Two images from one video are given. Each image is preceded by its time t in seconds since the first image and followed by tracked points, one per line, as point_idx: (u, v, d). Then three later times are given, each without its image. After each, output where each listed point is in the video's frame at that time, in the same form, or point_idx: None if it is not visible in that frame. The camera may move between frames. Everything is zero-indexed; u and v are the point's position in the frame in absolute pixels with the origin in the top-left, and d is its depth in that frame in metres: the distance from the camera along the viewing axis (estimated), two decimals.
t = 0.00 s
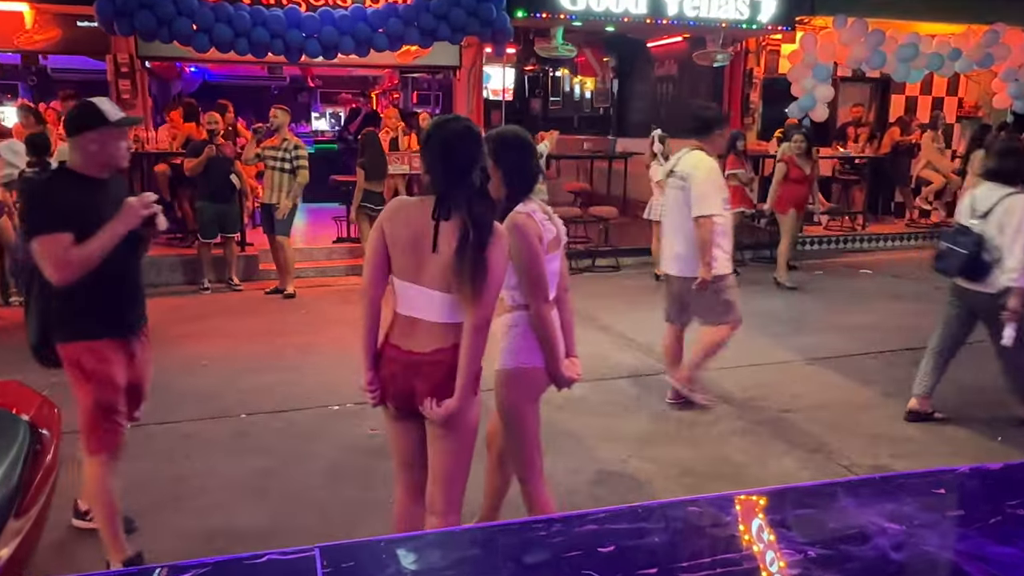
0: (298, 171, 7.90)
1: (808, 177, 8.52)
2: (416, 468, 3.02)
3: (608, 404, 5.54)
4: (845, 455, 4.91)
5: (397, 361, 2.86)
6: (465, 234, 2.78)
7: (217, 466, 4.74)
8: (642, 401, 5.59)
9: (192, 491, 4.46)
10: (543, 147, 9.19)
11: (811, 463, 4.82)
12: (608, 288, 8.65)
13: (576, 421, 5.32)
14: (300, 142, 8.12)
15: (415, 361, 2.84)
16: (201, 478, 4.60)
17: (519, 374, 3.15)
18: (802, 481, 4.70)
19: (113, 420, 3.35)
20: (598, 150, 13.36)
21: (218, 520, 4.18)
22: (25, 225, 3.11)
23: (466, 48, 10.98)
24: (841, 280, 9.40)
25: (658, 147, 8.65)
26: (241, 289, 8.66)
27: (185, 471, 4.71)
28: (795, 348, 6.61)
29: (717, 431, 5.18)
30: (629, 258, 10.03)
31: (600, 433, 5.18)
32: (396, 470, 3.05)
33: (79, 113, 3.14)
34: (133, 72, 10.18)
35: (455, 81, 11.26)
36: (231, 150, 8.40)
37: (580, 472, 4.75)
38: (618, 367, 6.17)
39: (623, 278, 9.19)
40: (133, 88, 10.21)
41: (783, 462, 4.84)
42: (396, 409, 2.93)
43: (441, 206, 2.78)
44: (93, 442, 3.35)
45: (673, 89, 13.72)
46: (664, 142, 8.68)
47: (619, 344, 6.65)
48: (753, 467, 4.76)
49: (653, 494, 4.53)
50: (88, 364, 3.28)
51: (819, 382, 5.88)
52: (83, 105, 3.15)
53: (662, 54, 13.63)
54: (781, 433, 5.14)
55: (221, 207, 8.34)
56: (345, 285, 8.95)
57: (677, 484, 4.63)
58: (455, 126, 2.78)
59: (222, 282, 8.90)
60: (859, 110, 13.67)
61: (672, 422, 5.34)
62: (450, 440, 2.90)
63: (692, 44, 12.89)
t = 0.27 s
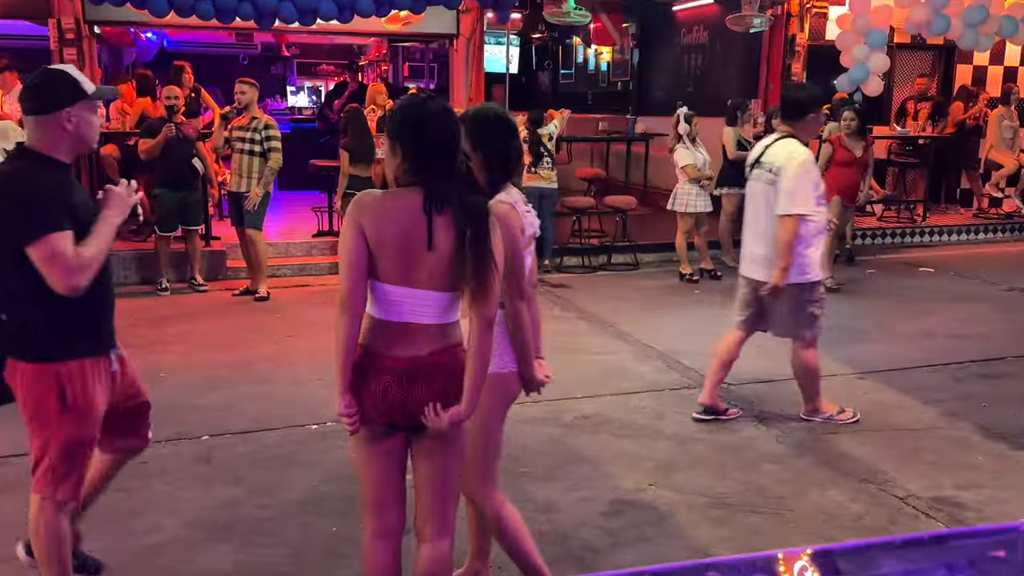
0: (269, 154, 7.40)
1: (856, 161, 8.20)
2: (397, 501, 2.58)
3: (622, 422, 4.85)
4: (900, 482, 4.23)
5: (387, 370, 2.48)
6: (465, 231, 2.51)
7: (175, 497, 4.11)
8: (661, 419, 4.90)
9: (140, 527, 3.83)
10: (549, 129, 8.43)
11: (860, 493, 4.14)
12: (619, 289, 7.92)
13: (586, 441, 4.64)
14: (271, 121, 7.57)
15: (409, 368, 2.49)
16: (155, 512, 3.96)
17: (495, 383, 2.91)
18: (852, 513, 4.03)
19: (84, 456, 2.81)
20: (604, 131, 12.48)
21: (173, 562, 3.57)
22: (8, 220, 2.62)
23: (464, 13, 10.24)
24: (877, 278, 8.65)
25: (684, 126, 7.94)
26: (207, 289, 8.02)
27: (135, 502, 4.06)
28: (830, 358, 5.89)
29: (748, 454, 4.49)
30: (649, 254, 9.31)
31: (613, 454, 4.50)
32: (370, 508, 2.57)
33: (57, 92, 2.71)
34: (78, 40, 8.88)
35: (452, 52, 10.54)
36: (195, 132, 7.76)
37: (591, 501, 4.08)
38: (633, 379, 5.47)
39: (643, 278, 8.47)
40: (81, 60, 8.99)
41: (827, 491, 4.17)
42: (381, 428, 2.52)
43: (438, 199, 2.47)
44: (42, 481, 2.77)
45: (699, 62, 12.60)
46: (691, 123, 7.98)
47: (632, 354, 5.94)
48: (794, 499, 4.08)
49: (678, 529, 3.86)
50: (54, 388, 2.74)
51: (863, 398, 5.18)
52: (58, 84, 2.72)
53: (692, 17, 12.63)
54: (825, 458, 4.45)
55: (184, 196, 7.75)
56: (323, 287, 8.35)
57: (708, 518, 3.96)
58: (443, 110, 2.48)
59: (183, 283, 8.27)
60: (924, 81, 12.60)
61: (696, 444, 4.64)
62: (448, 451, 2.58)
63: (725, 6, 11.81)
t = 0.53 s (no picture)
0: (250, 142, 7.09)
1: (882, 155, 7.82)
2: (384, 520, 2.34)
3: (635, 437, 4.48)
4: (940, 502, 3.86)
5: (378, 376, 2.25)
6: (450, 223, 2.33)
7: (141, 517, 3.73)
8: (677, 433, 4.53)
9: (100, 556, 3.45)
10: (557, 115, 8.02)
11: (896, 514, 3.77)
12: (631, 291, 7.55)
13: (596, 456, 4.27)
14: (251, 105, 7.24)
15: (400, 372, 2.27)
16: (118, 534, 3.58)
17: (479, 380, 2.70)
18: (888, 534, 3.65)
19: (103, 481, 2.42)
20: (609, 117, 12.01)
21: None
22: (16, 219, 2.22)
23: None
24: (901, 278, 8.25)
25: (703, 112, 7.61)
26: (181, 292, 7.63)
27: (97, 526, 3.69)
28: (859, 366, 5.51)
29: (773, 472, 4.12)
30: (663, 253, 8.93)
31: (625, 471, 4.13)
32: (350, 532, 2.32)
33: (60, 73, 2.31)
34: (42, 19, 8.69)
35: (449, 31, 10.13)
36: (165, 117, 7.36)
37: (600, 522, 3.70)
38: (647, 390, 5.10)
39: (660, 279, 8.11)
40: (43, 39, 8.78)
41: (859, 511, 3.79)
42: (369, 441, 2.27)
43: (423, 191, 2.27)
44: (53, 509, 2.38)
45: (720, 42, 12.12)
46: (710, 108, 7.63)
47: (647, 362, 5.57)
48: (824, 520, 3.70)
49: (696, 552, 3.48)
50: (68, 402, 2.34)
51: (896, 411, 4.80)
52: (60, 65, 2.31)
53: None
54: (856, 476, 4.08)
55: (158, 186, 7.37)
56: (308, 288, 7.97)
57: (729, 540, 3.58)
58: (420, 93, 2.27)
59: (155, 284, 7.87)
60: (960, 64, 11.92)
61: (714, 461, 4.26)
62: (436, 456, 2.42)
63: None
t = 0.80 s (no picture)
0: (246, 137, 6.96)
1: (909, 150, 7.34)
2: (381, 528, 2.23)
3: (646, 443, 4.35)
4: (962, 512, 3.71)
5: (381, 379, 2.16)
6: (437, 221, 2.24)
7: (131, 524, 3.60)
8: (689, 440, 4.39)
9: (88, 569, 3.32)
10: (565, 110, 7.88)
11: (916, 524, 3.62)
12: (640, 292, 7.42)
13: (605, 464, 4.13)
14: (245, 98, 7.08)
15: (403, 377, 2.19)
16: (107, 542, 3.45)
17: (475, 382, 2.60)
18: (908, 545, 3.51)
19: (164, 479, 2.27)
20: (619, 111, 11.84)
21: None
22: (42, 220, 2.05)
23: None
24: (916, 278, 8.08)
25: (716, 107, 7.46)
26: (175, 293, 7.50)
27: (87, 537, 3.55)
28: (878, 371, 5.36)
29: (788, 481, 3.97)
30: (674, 252, 8.79)
31: (636, 479, 3.99)
32: (346, 538, 2.20)
33: (71, 64, 2.13)
34: (34, 10, 9.53)
35: (453, 22, 10.01)
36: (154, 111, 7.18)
37: (609, 531, 3.56)
38: (657, 395, 4.96)
39: (671, 279, 7.96)
40: (35, 31, 9.60)
41: (877, 520, 3.65)
42: (369, 445, 2.17)
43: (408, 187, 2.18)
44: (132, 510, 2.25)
45: (735, 34, 12.10)
46: (724, 103, 7.48)
47: (658, 366, 5.43)
48: (840, 531, 3.56)
49: (707, 563, 3.33)
50: (108, 406, 2.17)
51: (916, 418, 4.66)
52: (70, 57, 2.13)
53: None
54: (874, 485, 3.94)
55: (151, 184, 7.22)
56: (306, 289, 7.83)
57: (742, 551, 3.44)
58: (400, 87, 2.18)
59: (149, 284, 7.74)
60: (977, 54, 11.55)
61: (726, 468, 4.13)
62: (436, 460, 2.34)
63: None
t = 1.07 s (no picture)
0: (251, 137, 6.94)
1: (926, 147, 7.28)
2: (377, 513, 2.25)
3: (654, 445, 4.32)
4: (975, 516, 3.67)
5: (371, 369, 2.16)
6: (415, 223, 2.19)
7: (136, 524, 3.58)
8: (698, 442, 4.35)
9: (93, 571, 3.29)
10: (574, 109, 7.85)
11: (927, 527, 3.58)
12: (648, 292, 7.38)
13: (613, 465, 4.10)
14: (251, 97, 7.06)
15: (391, 366, 2.18)
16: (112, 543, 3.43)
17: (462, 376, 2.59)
18: (920, 549, 3.47)
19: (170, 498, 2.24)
20: (628, 110, 11.80)
21: None
22: (85, 217, 2.05)
23: None
24: (927, 279, 8.04)
25: (728, 106, 7.41)
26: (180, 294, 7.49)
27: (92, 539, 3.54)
28: (889, 373, 5.32)
29: (798, 483, 3.94)
30: (684, 252, 8.75)
31: (645, 481, 3.96)
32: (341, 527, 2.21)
33: (90, 61, 2.08)
34: (40, 8, 9.53)
35: (461, 20, 10.00)
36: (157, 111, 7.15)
37: (617, 533, 3.53)
38: (666, 397, 4.93)
39: (681, 280, 7.92)
40: (41, 29, 9.64)
41: (889, 524, 3.61)
42: (360, 433, 2.17)
43: (391, 185, 2.16)
44: (129, 538, 2.18)
45: (747, 32, 12.05)
46: (736, 102, 7.43)
47: (667, 368, 5.40)
48: (851, 534, 3.52)
49: (717, 566, 3.30)
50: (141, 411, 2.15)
51: (928, 420, 4.62)
52: (90, 54, 2.09)
53: None
54: (885, 488, 3.90)
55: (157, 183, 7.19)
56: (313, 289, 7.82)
57: (752, 554, 3.40)
58: (387, 84, 2.16)
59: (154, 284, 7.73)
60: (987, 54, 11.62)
61: (736, 470, 4.09)
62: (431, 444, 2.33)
63: None
